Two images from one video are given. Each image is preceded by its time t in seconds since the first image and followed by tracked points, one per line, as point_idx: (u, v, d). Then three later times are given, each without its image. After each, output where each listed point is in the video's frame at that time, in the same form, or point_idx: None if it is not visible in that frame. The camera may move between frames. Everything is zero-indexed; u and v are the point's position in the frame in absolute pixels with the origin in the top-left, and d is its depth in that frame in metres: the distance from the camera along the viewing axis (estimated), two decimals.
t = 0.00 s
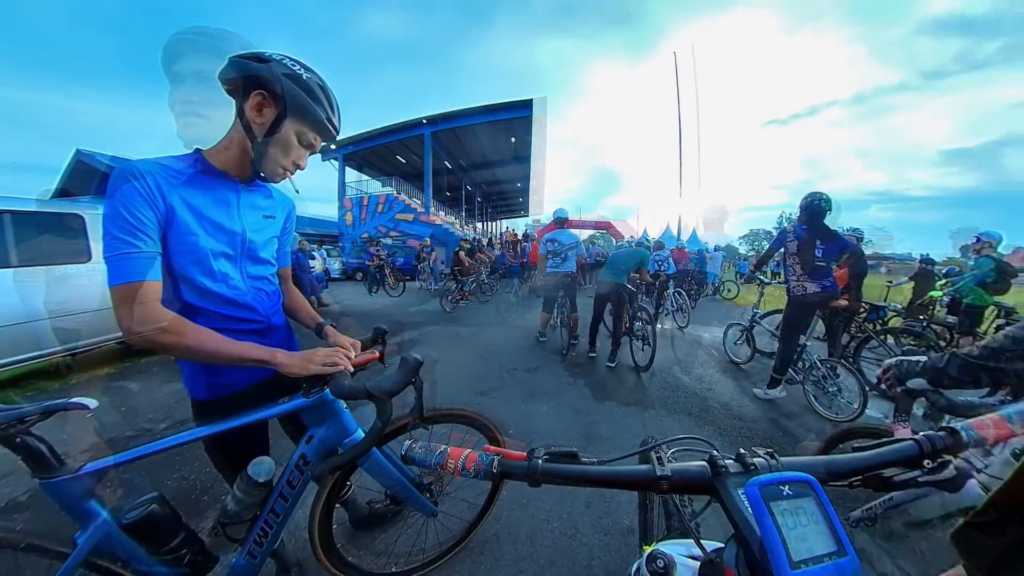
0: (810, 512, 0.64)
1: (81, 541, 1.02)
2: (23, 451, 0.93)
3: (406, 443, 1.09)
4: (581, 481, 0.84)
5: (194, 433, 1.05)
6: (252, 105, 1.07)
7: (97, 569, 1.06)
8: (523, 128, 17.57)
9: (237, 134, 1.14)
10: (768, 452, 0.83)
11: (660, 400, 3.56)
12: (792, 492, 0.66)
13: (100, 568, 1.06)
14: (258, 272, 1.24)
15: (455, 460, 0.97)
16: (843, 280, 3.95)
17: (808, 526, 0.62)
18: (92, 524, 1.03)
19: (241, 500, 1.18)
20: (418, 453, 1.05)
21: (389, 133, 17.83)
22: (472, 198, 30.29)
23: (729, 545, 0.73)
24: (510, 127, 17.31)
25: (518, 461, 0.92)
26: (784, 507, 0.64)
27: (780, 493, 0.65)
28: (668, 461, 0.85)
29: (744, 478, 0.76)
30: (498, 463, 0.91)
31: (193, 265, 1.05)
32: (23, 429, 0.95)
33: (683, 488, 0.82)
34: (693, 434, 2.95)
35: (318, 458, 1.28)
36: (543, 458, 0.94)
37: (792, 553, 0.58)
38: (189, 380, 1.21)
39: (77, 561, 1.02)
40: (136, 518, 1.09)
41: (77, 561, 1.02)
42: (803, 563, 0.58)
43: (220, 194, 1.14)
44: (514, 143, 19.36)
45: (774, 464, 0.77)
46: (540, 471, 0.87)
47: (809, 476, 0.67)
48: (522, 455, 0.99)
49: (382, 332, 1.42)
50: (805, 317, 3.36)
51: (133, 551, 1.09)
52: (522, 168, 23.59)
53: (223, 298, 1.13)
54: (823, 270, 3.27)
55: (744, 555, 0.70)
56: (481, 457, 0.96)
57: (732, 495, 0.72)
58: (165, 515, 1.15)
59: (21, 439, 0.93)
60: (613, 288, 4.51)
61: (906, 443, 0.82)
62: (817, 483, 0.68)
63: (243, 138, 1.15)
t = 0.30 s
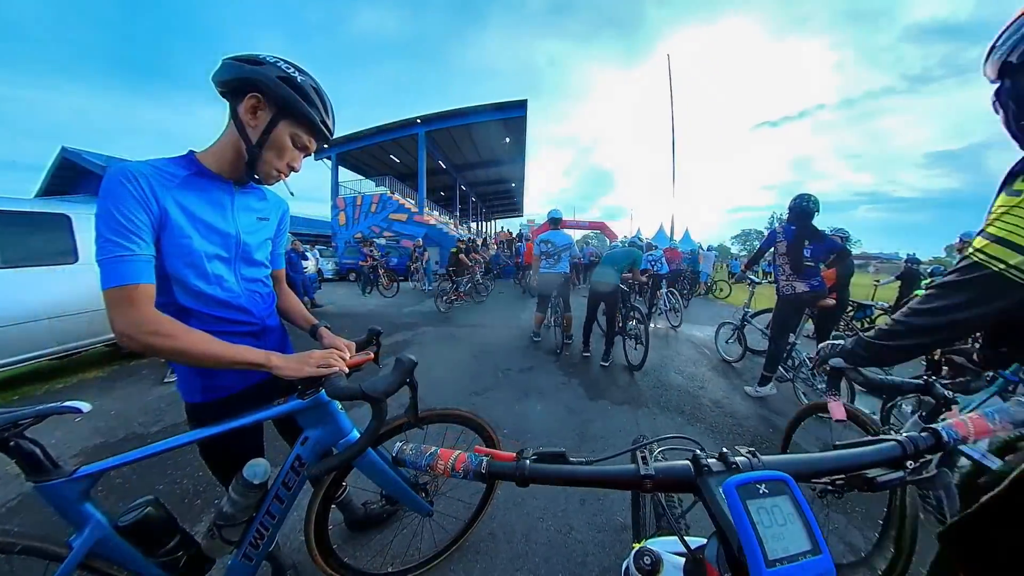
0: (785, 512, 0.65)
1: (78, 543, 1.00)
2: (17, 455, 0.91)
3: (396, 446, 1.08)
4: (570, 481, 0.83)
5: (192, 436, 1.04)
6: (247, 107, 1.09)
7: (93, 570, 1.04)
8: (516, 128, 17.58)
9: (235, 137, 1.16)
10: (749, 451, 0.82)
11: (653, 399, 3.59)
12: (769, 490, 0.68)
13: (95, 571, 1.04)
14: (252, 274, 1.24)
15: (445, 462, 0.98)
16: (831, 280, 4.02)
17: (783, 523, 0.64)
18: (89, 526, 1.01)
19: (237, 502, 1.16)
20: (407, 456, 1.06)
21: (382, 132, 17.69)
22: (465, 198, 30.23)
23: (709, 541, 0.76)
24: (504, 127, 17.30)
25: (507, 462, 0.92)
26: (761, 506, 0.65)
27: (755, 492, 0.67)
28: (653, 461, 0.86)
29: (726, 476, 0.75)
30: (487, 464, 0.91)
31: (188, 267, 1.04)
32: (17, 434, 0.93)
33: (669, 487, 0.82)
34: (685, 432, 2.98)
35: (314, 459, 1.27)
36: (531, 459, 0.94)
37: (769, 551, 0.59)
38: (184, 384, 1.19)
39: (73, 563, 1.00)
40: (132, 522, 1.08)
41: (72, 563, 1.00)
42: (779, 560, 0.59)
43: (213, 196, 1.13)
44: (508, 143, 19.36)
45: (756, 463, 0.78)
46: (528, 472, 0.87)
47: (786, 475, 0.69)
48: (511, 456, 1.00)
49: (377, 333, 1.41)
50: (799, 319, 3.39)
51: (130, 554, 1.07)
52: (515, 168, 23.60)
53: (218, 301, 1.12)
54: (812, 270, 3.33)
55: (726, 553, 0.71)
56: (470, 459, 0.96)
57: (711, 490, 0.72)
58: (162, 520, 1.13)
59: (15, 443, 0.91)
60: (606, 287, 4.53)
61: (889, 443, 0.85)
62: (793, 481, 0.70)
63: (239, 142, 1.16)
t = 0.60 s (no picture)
0: (762, 511, 0.66)
1: (68, 551, 0.97)
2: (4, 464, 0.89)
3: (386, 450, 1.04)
4: (558, 483, 0.83)
5: (184, 441, 1.03)
6: (237, 110, 1.07)
7: None
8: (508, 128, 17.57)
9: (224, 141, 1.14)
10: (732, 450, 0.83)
11: (644, 397, 3.62)
12: (747, 490, 0.69)
13: None
14: (243, 278, 1.22)
15: (435, 464, 0.94)
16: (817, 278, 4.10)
17: (759, 521, 0.65)
18: (79, 534, 0.98)
19: (229, 508, 1.14)
20: (399, 460, 1.02)
21: (373, 131, 17.53)
22: (457, 198, 30.14)
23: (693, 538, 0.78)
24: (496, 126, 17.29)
25: (496, 465, 0.91)
26: (738, 505, 0.67)
27: (733, 492, 0.69)
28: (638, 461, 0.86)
29: (708, 476, 0.77)
30: (476, 467, 0.89)
31: (178, 271, 1.02)
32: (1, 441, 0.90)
33: (655, 487, 0.81)
34: (676, 430, 3.02)
35: (307, 463, 1.26)
36: (520, 461, 0.95)
37: (745, 551, 0.61)
38: (173, 387, 1.17)
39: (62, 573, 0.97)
40: (124, 529, 1.06)
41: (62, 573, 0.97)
42: (755, 560, 0.60)
43: (203, 199, 1.11)
44: (500, 143, 19.34)
45: (738, 463, 0.78)
46: (517, 475, 0.87)
47: (762, 475, 0.71)
48: (501, 459, 0.99)
49: (369, 334, 1.40)
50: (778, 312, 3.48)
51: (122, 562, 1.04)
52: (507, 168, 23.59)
53: (209, 305, 1.10)
54: (798, 269, 3.39)
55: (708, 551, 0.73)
56: (459, 461, 0.93)
57: (694, 489, 0.74)
58: (154, 526, 1.12)
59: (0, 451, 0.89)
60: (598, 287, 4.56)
61: (868, 442, 0.86)
62: (770, 481, 0.71)
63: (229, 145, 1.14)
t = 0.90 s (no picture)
0: (754, 510, 0.67)
1: (47, 566, 0.93)
2: None
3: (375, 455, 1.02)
4: (549, 485, 0.82)
5: (171, 447, 1.00)
6: (223, 106, 1.05)
7: None
8: (498, 127, 17.54)
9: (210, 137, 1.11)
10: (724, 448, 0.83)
11: (635, 395, 3.66)
12: (738, 489, 0.70)
13: None
14: (230, 279, 1.19)
15: (425, 469, 0.94)
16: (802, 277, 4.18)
17: (752, 520, 0.66)
18: (60, 547, 0.95)
19: (217, 516, 1.12)
20: (389, 464, 0.99)
21: (362, 129, 17.33)
22: (448, 198, 30.03)
23: (686, 537, 0.79)
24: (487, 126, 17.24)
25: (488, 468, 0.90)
26: (730, 505, 0.67)
27: (725, 492, 0.69)
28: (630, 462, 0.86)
29: (700, 475, 0.76)
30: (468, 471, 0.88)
31: (161, 272, 1.00)
32: None
33: (647, 487, 0.82)
34: (668, 427, 3.05)
35: (298, 468, 1.24)
36: (513, 464, 0.93)
37: (737, 551, 0.62)
38: (157, 393, 1.14)
39: None
40: (107, 541, 1.02)
41: None
42: (748, 558, 0.61)
43: (188, 198, 1.09)
44: (491, 142, 19.32)
45: (729, 462, 0.79)
46: (510, 478, 0.86)
47: (753, 474, 0.71)
48: (494, 461, 0.98)
49: (360, 336, 1.38)
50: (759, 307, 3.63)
51: None
52: (498, 168, 23.55)
53: (194, 307, 1.08)
54: (784, 269, 3.47)
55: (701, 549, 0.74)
56: (450, 465, 0.92)
57: (686, 489, 0.74)
58: (140, 537, 1.08)
59: None
60: (589, 287, 4.59)
61: (856, 439, 0.87)
62: (762, 480, 0.72)
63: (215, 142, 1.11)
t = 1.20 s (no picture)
0: (742, 512, 0.68)
1: None
2: None
3: (361, 461, 1.01)
4: (536, 488, 0.83)
5: (151, 456, 0.98)
6: (205, 103, 1.03)
7: None
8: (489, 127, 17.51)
9: (190, 133, 1.09)
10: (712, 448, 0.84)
11: (627, 394, 3.68)
12: (727, 490, 0.71)
13: None
14: (210, 280, 1.17)
15: (413, 474, 0.92)
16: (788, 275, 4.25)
17: (741, 522, 0.67)
18: (33, 561, 0.92)
19: (201, 526, 1.09)
20: (375, 470, 0.99)
21: (351, 128, 17.13)
22: (439, 197, 29.86)
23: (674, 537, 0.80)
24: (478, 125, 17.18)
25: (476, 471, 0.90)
26: (718, 507, 0.68)
27: (714, 493, 0.70)
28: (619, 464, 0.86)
29: (689, 475, 0.77)
30: (454, 475, 0.87)
31: (138, 273, 0.97)
32: None
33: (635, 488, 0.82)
34: (659, 426, 3.08)
35: (283, 475, 1.22)
36: (500, 467, 0.93)
37: (728, 555, 0.62)
38: (135, 400, 1.11)
39: None
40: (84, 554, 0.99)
41: None
42: (738, 561, 0.62)
43: (167, 197, 1.06)
44: (481, 142, 19.28)
45: (718, 461, 0.80)
46: (498, 481, 0.85)
47: (741, 475, 0.72)
48: (481, 465, 0.98)
49: (347, 338, 1.36)
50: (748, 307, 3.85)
51: None
52: (489, 167, 23.49)
53: (173, 309, 1.05)
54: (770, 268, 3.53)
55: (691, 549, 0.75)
56: (438, 469, 0.91)
57: (675, 489, 0.74)
58: (120, 549, 1.04)
59: None
60: (580, 286, 4.62)
61: (843, 436, 0.89)
62: (750, 480, 0.73)
63: (196, 139, 1.09)
